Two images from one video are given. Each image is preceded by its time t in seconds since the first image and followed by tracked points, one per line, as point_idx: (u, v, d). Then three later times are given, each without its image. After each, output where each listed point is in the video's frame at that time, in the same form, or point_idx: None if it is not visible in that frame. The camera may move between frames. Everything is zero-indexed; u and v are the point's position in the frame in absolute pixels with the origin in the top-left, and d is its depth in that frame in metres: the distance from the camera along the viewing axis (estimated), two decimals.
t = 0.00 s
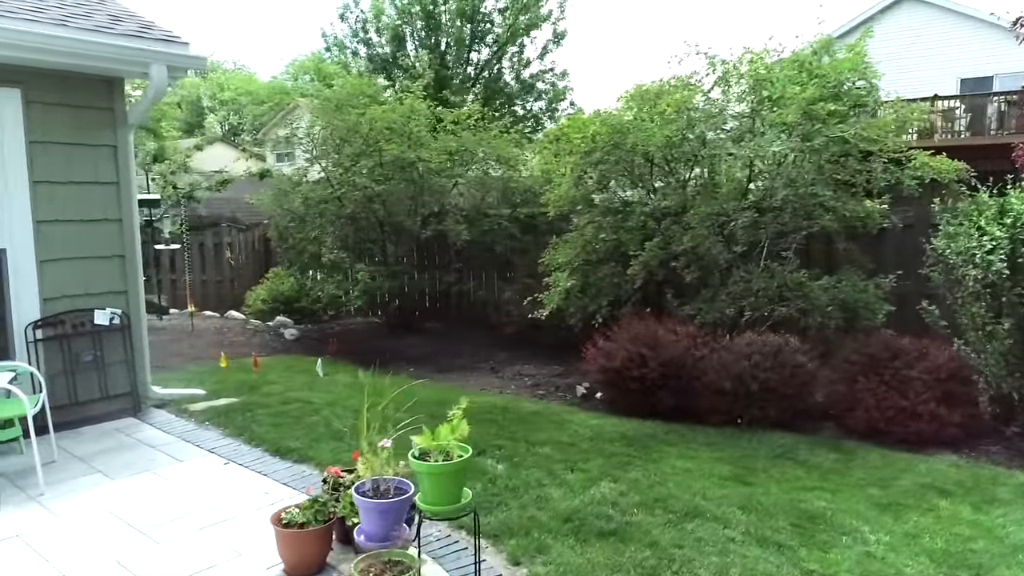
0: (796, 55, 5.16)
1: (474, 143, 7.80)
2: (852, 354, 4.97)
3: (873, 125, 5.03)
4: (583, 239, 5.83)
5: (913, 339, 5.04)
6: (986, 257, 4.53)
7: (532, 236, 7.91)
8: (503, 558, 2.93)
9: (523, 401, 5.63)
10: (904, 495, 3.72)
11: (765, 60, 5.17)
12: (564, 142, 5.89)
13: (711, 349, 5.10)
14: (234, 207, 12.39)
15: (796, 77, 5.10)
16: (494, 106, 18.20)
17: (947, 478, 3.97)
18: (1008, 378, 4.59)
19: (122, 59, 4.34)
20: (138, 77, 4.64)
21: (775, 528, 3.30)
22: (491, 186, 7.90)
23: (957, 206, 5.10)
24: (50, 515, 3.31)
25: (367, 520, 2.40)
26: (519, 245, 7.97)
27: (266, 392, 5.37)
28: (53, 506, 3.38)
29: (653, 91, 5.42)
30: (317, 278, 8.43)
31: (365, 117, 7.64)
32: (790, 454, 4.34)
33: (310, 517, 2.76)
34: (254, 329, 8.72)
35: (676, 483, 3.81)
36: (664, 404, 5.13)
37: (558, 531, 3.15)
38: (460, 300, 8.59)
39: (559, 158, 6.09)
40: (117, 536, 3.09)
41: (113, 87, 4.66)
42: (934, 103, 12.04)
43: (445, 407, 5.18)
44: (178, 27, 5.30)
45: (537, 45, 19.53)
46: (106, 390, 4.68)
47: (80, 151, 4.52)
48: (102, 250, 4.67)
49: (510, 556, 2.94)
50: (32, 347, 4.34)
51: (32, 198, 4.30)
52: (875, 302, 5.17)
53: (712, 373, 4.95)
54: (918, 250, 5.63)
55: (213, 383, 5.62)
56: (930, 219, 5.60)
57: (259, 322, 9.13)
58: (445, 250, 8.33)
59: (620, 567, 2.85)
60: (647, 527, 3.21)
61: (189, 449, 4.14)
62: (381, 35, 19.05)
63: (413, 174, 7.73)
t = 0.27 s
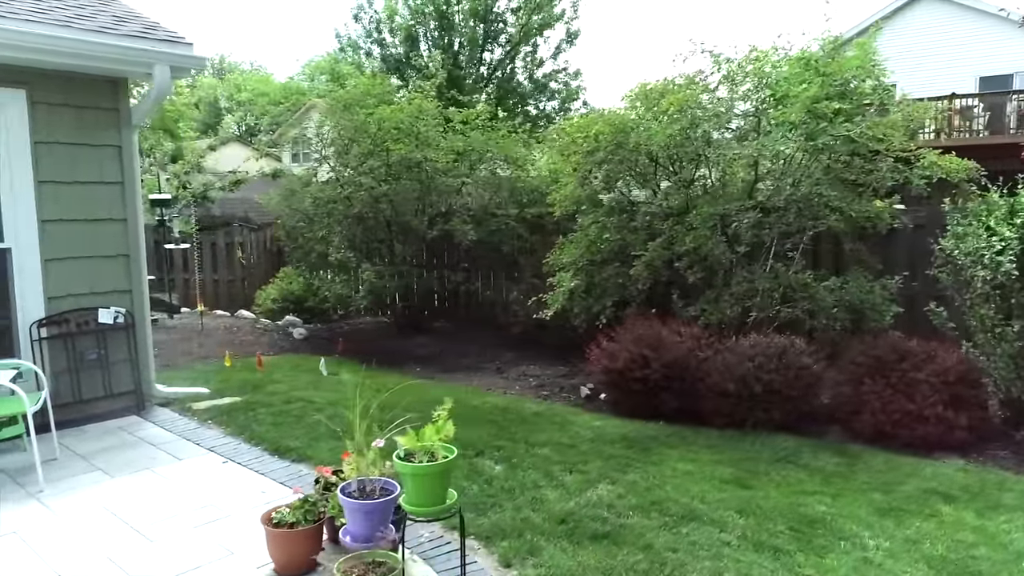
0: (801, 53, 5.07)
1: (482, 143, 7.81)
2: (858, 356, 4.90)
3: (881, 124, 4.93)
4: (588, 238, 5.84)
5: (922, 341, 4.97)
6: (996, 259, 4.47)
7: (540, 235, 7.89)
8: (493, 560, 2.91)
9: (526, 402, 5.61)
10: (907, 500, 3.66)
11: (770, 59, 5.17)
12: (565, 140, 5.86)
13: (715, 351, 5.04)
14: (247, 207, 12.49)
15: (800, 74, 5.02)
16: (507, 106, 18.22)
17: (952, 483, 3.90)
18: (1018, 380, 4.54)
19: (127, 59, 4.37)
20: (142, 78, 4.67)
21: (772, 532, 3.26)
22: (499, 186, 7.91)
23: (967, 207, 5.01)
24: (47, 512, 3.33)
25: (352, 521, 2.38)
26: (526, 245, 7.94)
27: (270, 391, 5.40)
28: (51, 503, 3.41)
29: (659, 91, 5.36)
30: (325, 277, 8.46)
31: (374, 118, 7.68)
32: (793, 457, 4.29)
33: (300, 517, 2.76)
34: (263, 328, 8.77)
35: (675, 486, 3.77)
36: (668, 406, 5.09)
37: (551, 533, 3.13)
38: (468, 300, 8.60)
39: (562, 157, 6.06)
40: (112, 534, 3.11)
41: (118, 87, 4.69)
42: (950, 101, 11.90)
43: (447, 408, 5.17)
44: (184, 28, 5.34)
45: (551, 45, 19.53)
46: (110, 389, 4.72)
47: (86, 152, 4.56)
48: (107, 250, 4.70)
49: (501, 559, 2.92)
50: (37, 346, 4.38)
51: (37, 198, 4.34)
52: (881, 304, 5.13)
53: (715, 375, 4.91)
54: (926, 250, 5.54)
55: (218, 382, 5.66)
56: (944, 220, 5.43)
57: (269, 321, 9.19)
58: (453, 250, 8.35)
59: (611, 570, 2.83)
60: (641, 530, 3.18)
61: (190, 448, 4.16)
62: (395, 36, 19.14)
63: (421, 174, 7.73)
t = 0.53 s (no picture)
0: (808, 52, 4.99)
1: (489, 143, 7.80)
2: (864, 358, 4.84)
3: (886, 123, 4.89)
4: (592, 238, 5.84)
5: (929, 343, 4.91)
6: (1004, 259, 4.39)
7: (547, 236, 7.89)
8: (484, 560, 2.90)
9: (529, 402, 5.59)
10: (910, 504, 3.60)
11: (775, 57, 5.13)
12: (570, 139, 5.86)
13: (719, 353, 4.99)
14: (259, 206, 12.58)
15: (806, 74, 4.97)
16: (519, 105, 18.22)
17: (957, 487, 3.84)
18: None
19: (129, 60, 4.41)
20: (145, 78, 4.70)
21: (769, 535, 3.22)
22: (507, 186, 7.91)
23: (976, 207, 4.93)
24: (45, 508, 3.36)
25: (339, 522, 2.35)
26: (534, 246, 7.95)
27: (273, 390, 5.41)
28: (50, 500, 3.44)
29: (660, 89, 5.40)
30: (332, 276, 8.50)
31: (381, 117, 7.66)
32: (795, 460, 4.24)
33: (290, 516, 2.72)
34: (272, 327, 8.82)
35: (673, 488, 3.74)
36: (670, 407, 5.05)
37: (545, 535, 3.11)
38: (476, 300, 8.61)
39: (567, 156, 6.05)
40: (107, 531, 3.12)
41: (122, 88, 4.72)
42: (967, 99, 11.74)
43: (449, 408, 5.16)
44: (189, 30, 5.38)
45: (563, 44, 19.51)
46: (114, 387, 4.75)
47: (90, 152, 4.60)
48: (112, 249, 4.74)
49: (492, 560, 2.90)
50: (41, 344, 4.43)
51: (41, 198, 4.39)
52: (889, 305, 5.05)
53: (718, 376, 4.86)
54: (932, 251, 5.51)
55: (223, 381, 5.69)
56: (948, 221, 5.49)
57: (278, 320, 9.23)
58: (460, 250, 8.38)
59: (603, 572, 2.80)
60: (636, 532, 3.16)
61: (190, 446, 4.18)
62: (407, 36, 19.19)
63: (428, 174, 7.75)
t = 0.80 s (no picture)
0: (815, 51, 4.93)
1: (495, 143, 7.79)
2: (870, 360, 4.79)
3: (891, 121, 4.84)
4: (595, 238, 5.81)
5: (936, 345, 4.85)
6: (1011, 260, 4.32)
7: (554, 236, 7.89)
8: (475, 561, 2.89)
9: (532, 402, 5.58)
10: (911, 508, 3.55)
11: (779, 55, 5.08)
12: (574, 138, 5.85)
13: (722, 354, 4.94)
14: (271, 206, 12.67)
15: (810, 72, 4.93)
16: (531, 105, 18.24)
17: (961, 492, 3.78)
18: None
19: (132, 61, 4.44)
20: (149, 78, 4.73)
21: (765, 538, 3.18)
22: (515, 186, 7.92)
23: (985, 207, 4.86)
24: (43, 505, 3.39)
25: (324, 521, 2.35)
26: (540, 246, 7.93)
27: (276, 389, 5.44)
28: (48, 496, 3.46)
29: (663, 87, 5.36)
30: (339, 276, 8.53)
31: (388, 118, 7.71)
32: (797, 462, 4.19)
33: (279, 514, 2.71)
34: (280, 326, 8.87)
35: (670, 490, 3.71)
36: (673, 408, 5.02)
37: (537, 536, 3.10)
38: (484, 300, 8.62)
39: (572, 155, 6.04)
40: (102, 528, 3.15)
41: (126, 88, 4.76)
42: (985, 97, 11.72)
43: (451, 408, 5.16)
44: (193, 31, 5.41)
45: (576, 44, 19.50)
46: (118, 384, 4.79)
47: (95, 152, 4.65)
48: (116, 248, 4.79)
49: (482, 561, 2.89)
50: (46, 342, 4.47)
51: (46, 197, 4.43)
52: (896, 306, 4.98)
53: (721, 377, 4.82)
54: (939, 251, 5.43)
55: (228, 380, 5.72)
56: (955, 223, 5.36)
57: (287, 319, 9.29)
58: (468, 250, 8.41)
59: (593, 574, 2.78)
60: (629, 534, 3.14)
61: (190, 444, 4.20)
62: (420, 36, 19.26)
63: (435, 173, 7.77)
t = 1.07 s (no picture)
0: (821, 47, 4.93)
1: (502, 143, 7.77)
2: (874, 362, 4.74)
3: (895, 120, 4.80)
4: (598, 238, 5.79)
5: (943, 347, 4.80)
6: (1016, 260, 4.21)
7: (561, 236, 7.90)
8: (466, 561, 2.89)
9: (535, 402, 5.58)
10: (911, 511, 3.50)
11: (783, 53, 5.02)
12: (579, 138, 5.85)
13: (724, 356, 4.90)
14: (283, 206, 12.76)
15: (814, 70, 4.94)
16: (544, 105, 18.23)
17: (963, 496, 3.72)
18: None
19: (136, 61, 4.46)
20: (154, 78, 4.77)
21: (760, 541, 3.15)
22: (523, 186, 7.92)
23: (993, 207, 4.78)
24: (43, 500, 3.42)
25: (311, 520, 2.35)
26: (545, 245, 7.97)
27: (280, 387, 5.47)
28: (48, 492, 3.50)
29: (668, 89, 5.30)
30: (344, 276, 8.53)
31: (395, 118, 7.77)
32: (797, 465, 4.15)
33: (271, 512, 2.70)
34: (289, 325, 8.93)
35: (667, 491, 3.69)
36: (674, 409, 5.00)
37: (529, 537, 3.09)
38: (492, 301, 8.65)
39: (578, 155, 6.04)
40: (99, 524, 3.18)
41: (131, 88, 4.80)
42: (1003, 96, 12.43)
43: (452, 407, 5.16)
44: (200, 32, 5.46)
45: (588, 43, 19.47)
46: (122, 382, 4.84)
47: (101, 152, 4.69)
48: (122, 247, 4.83)
49: (473, 561, 2.89)
50: (50, 340, 4.52)
51: (51, 197, 4.48)
52: (902, 307, 4.92)
53: (722, 379, 4.79)
54: (946, 251, 5.32)
55: (232, 378, 5.76)
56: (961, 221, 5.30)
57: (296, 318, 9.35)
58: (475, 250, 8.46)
59: None
60: (622, 536, 3.12)
61: (191, 441, 4.24)
62: (433, 36, 19.32)
63: (441, 173, 7.79)
